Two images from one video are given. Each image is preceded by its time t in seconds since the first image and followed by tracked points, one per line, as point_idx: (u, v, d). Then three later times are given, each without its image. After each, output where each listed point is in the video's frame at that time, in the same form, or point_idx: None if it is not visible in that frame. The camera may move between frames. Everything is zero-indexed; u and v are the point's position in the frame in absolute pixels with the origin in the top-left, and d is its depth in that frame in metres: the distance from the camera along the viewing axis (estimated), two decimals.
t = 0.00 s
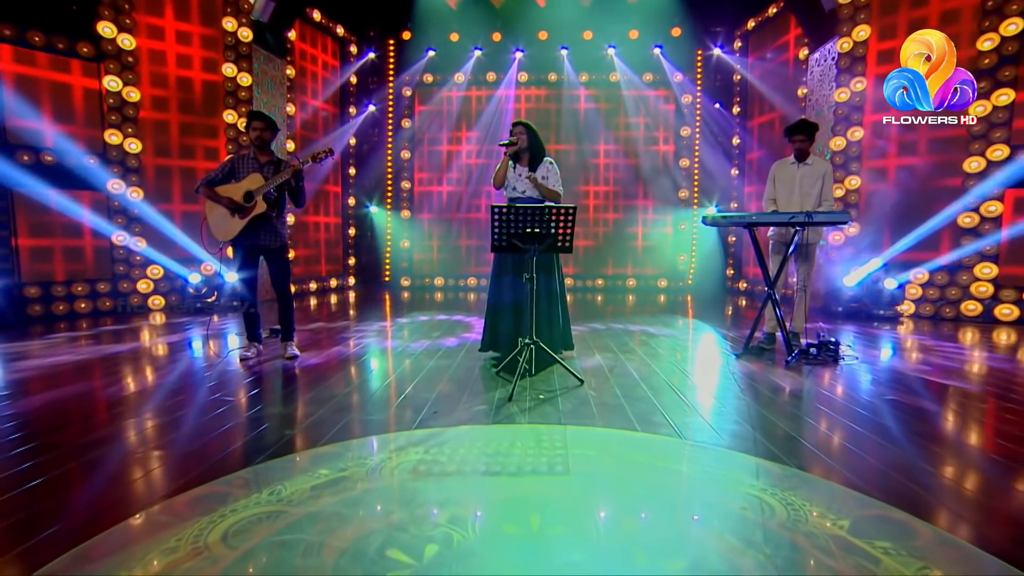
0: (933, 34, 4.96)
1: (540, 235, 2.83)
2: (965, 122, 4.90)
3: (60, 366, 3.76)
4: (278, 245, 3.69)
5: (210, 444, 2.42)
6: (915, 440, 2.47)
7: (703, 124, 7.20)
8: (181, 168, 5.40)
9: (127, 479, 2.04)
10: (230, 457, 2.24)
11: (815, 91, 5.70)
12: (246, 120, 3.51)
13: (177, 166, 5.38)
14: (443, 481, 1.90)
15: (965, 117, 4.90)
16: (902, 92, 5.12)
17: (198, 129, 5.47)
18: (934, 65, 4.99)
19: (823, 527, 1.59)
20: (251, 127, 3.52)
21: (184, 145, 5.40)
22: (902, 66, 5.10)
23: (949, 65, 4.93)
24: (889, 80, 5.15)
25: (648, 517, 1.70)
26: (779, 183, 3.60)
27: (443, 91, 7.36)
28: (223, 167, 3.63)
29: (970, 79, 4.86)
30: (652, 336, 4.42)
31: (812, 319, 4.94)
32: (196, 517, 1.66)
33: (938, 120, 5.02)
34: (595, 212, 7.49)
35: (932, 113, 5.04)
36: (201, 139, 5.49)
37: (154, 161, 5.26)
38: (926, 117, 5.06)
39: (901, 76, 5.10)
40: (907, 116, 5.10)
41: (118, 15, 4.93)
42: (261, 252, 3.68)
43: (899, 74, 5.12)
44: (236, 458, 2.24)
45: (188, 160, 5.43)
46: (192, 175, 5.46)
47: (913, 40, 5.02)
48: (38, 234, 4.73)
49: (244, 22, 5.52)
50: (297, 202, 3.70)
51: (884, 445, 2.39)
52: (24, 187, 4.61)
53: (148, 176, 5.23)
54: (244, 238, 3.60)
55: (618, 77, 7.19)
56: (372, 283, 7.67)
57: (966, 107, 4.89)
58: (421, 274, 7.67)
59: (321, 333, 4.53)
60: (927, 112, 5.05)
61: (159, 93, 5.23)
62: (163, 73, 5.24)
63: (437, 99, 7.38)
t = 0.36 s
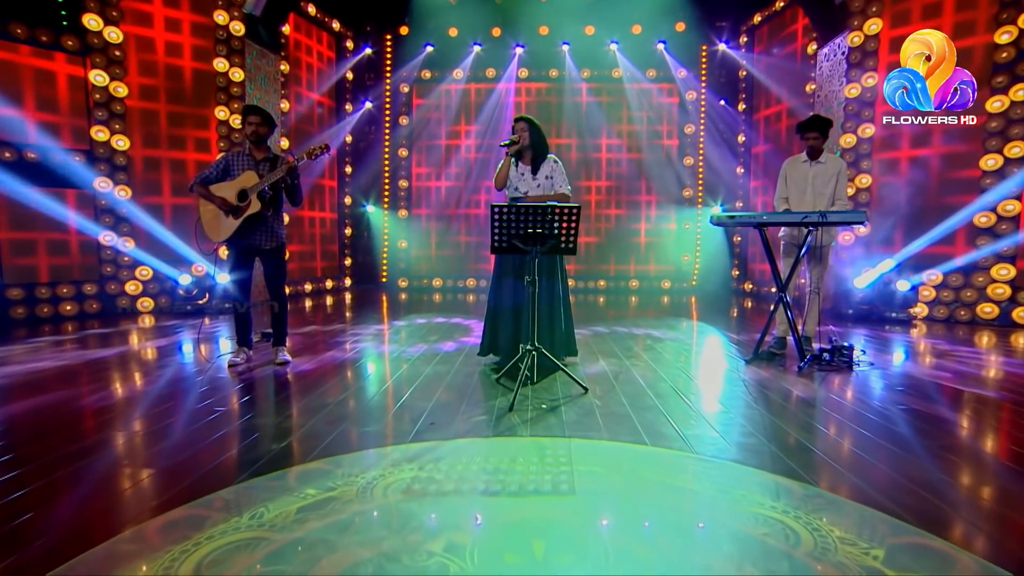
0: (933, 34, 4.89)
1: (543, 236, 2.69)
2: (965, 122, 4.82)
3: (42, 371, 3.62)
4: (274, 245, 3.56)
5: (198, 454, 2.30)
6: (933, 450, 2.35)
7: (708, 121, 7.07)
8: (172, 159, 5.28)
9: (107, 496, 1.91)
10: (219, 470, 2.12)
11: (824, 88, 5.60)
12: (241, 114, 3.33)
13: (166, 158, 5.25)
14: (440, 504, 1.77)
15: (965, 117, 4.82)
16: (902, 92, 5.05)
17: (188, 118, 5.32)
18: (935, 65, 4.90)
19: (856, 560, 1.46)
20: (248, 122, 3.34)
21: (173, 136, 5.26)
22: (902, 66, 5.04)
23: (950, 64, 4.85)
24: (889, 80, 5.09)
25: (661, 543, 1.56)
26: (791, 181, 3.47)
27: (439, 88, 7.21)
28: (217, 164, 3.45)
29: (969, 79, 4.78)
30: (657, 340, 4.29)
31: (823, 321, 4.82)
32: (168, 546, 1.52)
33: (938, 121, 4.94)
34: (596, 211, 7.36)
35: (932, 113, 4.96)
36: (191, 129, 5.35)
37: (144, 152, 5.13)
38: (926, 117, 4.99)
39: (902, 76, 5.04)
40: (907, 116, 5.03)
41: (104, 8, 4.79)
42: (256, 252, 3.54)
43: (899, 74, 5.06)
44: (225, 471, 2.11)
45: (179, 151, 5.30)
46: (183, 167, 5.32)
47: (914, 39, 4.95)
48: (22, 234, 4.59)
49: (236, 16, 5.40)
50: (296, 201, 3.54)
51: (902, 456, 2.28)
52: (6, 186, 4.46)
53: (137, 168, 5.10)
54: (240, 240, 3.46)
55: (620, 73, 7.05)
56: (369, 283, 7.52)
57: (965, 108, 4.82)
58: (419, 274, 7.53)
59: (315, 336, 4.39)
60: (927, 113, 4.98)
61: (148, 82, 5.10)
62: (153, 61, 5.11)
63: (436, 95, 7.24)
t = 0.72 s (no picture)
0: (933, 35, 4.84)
1: (543, 237, 2.56)
2: (965, 122, 4.76)
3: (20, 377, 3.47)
4: (267, 246, 3.38)
5: (184, 466, 2.18)
6: (947, 461, 2.25)
7: (711, 118, 6.95)
8: (158, 150, 5.12)
9: (83, 513, 1.78)
10: (205, 484, 1.99)
11: (829, 87, 5.51)
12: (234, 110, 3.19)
13: (153, 148, 5.10)
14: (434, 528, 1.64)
15: (966, 116, 4.75)
16: (902, 92, 5.00)
17: (175, 108, 5.18)
18: (934, 65, 4.85)
19: None
20: (241, 117, 3.20)
21: (158, 125, 5.11)
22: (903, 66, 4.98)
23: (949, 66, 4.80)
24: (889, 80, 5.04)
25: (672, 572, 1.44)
26: (800, 181, 3.35)
27: (433, 85, 7.07)
28: (207, 161, 3.29)
29: (969, 80, 4.72)
30: (659, 344, 4.17)
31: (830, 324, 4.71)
32: None
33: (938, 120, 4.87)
34: (594, 211, 7.23)
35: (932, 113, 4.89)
36: (178, 119, 5.21)
37: (127, 142, 4.96)
38: (926, 117, 4.92)
39: (900, 77, 4.99)
40: (907, 116, 4.97)
41: None
42: (246, 253, 3.37)
43: (899, 74, 5.01)
44: (205, 486, 1.98)
45: (165, 142, 5.16)
46: (170, 160, 5.19)
47: (914, 40, 4.91)
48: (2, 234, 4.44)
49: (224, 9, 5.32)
50: (289, 201, 3.40)
51: (917, 467, 2.17)
52: None
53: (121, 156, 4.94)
54: (231, 241, 3.31)
55: (620, 69, 6.93)
56: (363, 285, 7.38)
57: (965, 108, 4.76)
58: (415, 276, 7.39)
59: (305, 341, 4.24)
60: (927, 113, 4.93)
61: (133, 70, 4.94)
62: (138, 49, 4.96)
63: (431, 92, 7.09)
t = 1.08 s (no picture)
0: (933, 35, 4.79)
1: (540, 239, 2.44)
2: (965, 122, 4.72)
3: None
4: (253, 249, 3.23)
5: (168, 478, 2.05)
6: (960, 474, 2.16)
7: (710, 116, 6.85)
8: (141, 147, 4.97)
9: (47, 535, 1.66)
10: (190, 498, 1.87)
11: (831, 85, 5.42)
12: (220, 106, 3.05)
13: (135, 138, 4.93)
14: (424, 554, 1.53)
15: (965, 116, 4.72)
16: (902, 92, 4.94)
17: (158, 97, 5.02)
18: (935, 65, 4.80)
19: None
20: (226, 113, 3.05)
21: (141, 116, 4.94)
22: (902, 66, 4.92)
23: (949, 65, 4.76)
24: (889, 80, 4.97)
25: None
26: (806, 181, 3.25)
27: (427, 82, 6.94)
28: (190, 159, 3.15)
29: (969, 80, 4.68)
30: (659, 349, 4.06)
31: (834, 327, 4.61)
32: None
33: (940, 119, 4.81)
34: (591, 211, 7.11)
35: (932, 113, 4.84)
36: (161, 109, 5.04)
37: (107, 131, 4.79)
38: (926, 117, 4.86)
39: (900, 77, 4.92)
40: (907, 116, 4.91)
41: None
42: (232, 256, 3.21)
43: (899, 75, 4.94)
44: (177, 503, 1.85)
45: (149, 133, 4.99)
46: (153, 158, 5.03)
47: (914, 39, 4.86)
48: None
49: None
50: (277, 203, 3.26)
51: (932, 482, 2.07)
52: None
53: (100, 147, 4.76)
54: (215, 243, 3.15)
55: (618, 66, 6.81)
56: (354, 287, 7.23)
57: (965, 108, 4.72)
58: (408, 278, 7.25)
59: (292, 346, 4.10)
60: (926, 112, 4.87)
61: (114, 60, 4.77)
62: (119, 35, 4.79)
63: (424, 88, 6.96)
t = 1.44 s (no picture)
0: (933, 35, 4.72)
1: (539, 243, 2.32)
2: (965, 122, 4.65)
3: None
4: (235, 252, 3.11)
5: (149, 493, 1.94)
6: (981, 489, 2.06)
7: (711, 116, 6.74)
8: (127, 147, 4.83)
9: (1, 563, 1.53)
10: (167, 519, 1.75)
11: (836, 83, 5.33)
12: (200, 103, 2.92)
13: (121, 137, 4.80)
14: None
15: (965, 116, 4.66)
16: (902, 92, 4.85)
17: (144, 88, 4.88)
18: (935, 65, 4.73)
19: None
20: (207, 110, 2.93)
21: (127, 112, 4.81)
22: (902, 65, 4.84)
23: (949, 66, 4.68)
24: (889, 80, 4.89)
25: None
26: (813, 183, 3.14)
27: (423, 80, 6.82)
28: (168, 156, 3.01)
29: (969, 80, 4.61)
30: (660, 355, 3.95)
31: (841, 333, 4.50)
32: None
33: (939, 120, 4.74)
34: (590, 212, 6.99)
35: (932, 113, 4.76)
36: (148, 100, 4.90)
37: (91, 123, 4.65)
38: (926, 117, 4.79)
39: (902, 76, 4.83)
40: (907, 116, 4.84)
41: None
42: (210, 259, 3.10)
43: (898, 74, 4.87)
44: (147, 524, 1.73)
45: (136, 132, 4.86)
46: (139, 158, 4.90)
47: (914, 39, 4.79)
48: None
49: None
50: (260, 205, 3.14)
51: (953, 499, 1.97)
52: None
53: (83, 136, 4.62)
54: (194, 246, 3.02)
55: (617, 64, 6.71)
56: (348, 290, 7.10)
57: (965, 108, 4.65)
58: (402, 281, 7.13)
59: (280, 352, 3.96)
60: (926, 113, 4.80)
61: (97, 55, 4.64)
62: (102, 27, 4.66)
63: (419, 87, 6.84)
